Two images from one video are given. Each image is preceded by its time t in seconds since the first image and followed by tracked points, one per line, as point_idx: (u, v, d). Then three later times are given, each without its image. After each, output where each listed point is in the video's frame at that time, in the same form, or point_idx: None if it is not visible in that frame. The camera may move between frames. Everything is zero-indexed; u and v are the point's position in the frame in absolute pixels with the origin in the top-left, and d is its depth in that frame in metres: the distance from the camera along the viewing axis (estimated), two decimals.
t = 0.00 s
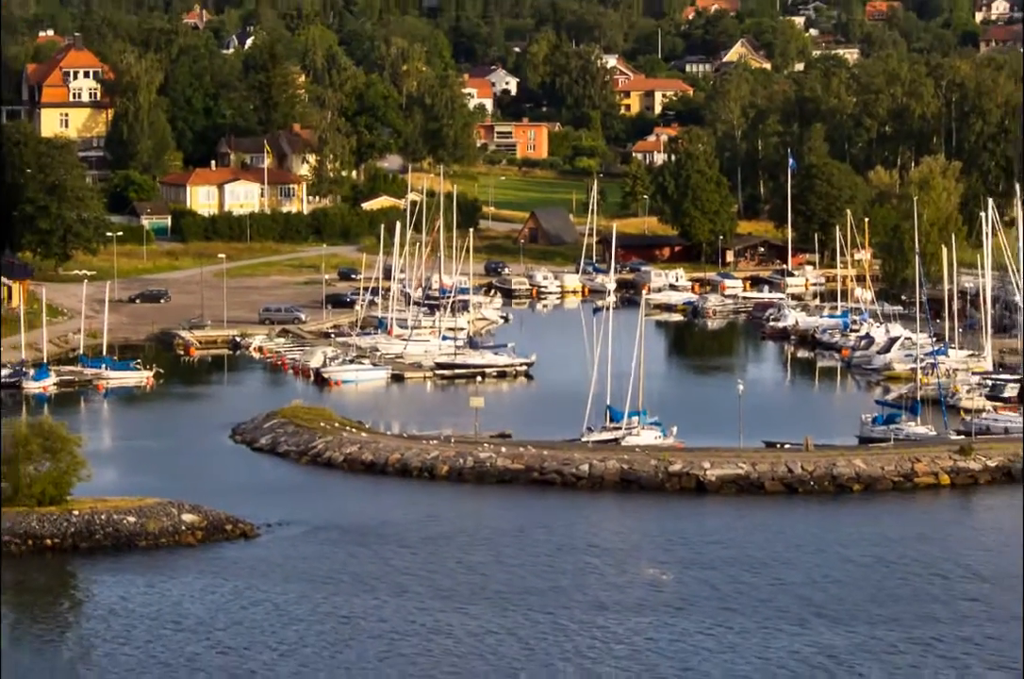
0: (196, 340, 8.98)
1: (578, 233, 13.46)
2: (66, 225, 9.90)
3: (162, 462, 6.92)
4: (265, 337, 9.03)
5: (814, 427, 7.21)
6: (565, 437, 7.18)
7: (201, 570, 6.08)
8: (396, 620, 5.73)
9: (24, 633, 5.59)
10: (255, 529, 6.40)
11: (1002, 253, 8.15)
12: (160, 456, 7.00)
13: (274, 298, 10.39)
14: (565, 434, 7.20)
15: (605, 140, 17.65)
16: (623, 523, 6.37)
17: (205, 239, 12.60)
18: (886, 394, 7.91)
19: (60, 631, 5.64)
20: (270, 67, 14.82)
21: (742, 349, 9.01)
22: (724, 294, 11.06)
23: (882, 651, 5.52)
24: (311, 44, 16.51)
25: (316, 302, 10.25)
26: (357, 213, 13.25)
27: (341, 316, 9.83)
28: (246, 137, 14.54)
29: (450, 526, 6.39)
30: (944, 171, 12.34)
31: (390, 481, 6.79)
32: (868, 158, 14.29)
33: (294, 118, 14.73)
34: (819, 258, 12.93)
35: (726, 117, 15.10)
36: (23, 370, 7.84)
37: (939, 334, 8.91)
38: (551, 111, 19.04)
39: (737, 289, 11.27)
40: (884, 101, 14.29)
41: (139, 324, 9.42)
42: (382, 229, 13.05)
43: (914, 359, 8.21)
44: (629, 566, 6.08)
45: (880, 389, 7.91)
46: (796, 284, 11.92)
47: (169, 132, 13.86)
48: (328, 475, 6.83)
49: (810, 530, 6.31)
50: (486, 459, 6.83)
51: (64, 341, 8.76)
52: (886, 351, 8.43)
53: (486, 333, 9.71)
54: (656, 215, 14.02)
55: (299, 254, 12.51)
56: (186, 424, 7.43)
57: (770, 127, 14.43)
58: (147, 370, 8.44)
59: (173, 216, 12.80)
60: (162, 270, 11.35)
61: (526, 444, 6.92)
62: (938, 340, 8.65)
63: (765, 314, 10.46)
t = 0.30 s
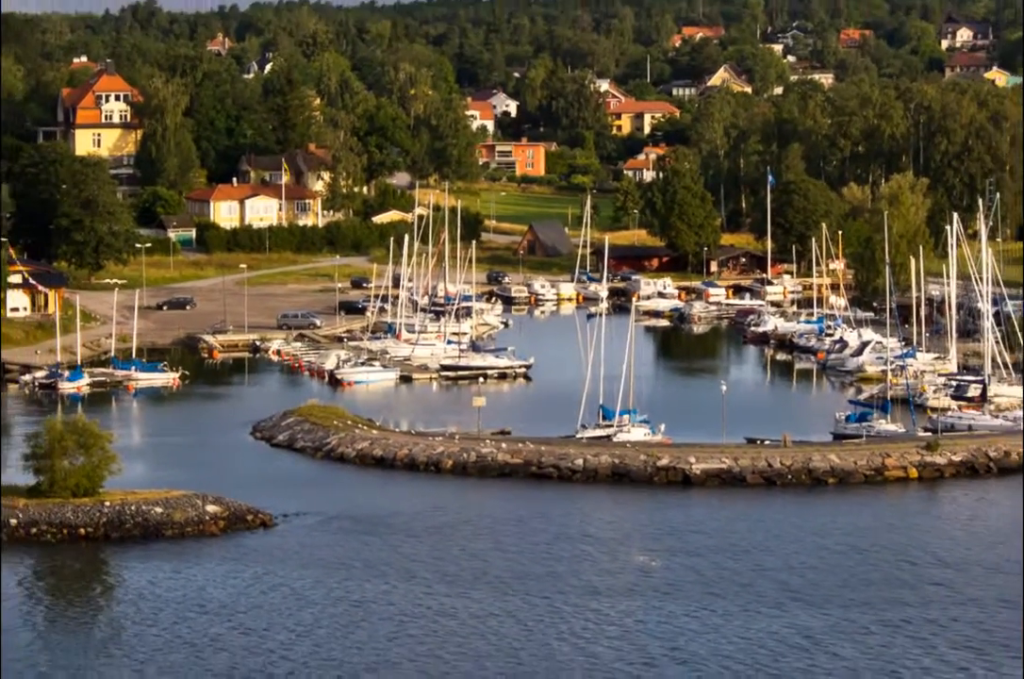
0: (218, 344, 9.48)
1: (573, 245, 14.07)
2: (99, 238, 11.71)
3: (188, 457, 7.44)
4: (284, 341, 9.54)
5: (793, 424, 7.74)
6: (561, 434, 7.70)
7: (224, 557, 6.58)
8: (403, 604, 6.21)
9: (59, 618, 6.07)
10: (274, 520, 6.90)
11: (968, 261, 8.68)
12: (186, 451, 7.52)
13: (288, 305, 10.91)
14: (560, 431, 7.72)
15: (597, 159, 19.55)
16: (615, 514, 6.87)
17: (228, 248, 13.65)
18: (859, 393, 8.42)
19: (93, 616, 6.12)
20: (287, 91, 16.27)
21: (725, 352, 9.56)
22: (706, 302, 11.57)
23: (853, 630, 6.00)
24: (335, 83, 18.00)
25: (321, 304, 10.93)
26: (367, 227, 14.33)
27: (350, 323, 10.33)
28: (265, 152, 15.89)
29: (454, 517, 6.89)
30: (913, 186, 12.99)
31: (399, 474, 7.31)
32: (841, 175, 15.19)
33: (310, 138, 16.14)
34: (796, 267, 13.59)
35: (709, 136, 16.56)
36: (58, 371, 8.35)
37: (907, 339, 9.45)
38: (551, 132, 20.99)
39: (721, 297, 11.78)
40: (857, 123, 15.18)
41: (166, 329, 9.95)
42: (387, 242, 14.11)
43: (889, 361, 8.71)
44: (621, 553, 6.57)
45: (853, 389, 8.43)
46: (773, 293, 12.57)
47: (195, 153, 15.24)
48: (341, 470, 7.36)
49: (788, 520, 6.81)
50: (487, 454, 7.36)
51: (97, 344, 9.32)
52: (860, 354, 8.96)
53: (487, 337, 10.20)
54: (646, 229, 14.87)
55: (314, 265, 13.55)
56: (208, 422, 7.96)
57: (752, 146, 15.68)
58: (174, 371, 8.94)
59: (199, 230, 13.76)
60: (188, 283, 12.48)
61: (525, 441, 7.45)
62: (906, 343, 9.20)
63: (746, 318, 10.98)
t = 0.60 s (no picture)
0: (237, 347, 9.98)
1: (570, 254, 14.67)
2: (128, 248, 12.58)
3: (210, 453, 7.96)
4: (300, 345, 10.05)
5: (773, 421, 8.27)
6: (557, 431, 8.22)
7: (243, 546, 7.07)
8: (410, 590, 6.70)
9: (90, 603, 6.56)
10: (290, 511, 7.40)
11: (936, 269, 9.24)
12: (208, 447, 8.03)
13: (300, 311, 11.42)
14: (556, 428, 8.23)
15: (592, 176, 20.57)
16: (608, 506, 7.37)
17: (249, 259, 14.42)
18: (835, 393, 8.96)
19: (121, 600, 6.61)
20: (303, 111, 17.27)
21: (710, 354, 10.09)
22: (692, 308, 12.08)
23: (829, 614, 6.48)
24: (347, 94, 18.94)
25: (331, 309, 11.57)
26: (376, 238, 15.19)
27: (360, 327, 10.85)
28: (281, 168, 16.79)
29: (457, 508, 7.39)
30: (886, 201, 13.72)
31: (406, 468, 7.83)
32: (818, 191, 16.11)
33: (324, 155, 17.01)
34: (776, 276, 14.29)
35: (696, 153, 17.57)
36: (88, 373, 8.89)
37: (880, 343, 10.02)
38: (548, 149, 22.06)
39: (707, 305, 12.29)
40: (833, 141, 15.92)
41: (188, 334, 10.47)
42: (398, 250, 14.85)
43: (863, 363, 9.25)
44: (614, 542, 7.05)
45: (829, 389, 8.96)
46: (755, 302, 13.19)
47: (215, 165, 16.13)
48: (353, 465, 7.89)
49: (770, 511, 7.31)
50: (488, 448, 7.88)
51: (124, 347, 9.89)
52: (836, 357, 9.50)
53: (489, 341, 10.70)
54: (638, 239, 15.53)
55: (330, 273, 14.32)
56: (228, 420, 8.49)
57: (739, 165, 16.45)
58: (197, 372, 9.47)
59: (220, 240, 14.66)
60: (210, 289, 13.32)
61: (524, 437, 7.97)
62: (879, 346, 9.76)
63: (730, 322, 11.51)
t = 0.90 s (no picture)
0: (255, 351, 10.53)
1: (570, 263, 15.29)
2: (152, 259, 13.34)
3: (229, 450, 8.47)
4: (313, 348, 10.58)
5: (757, 419, 8.81)
6: (555, 428, 8.74)
7: (261, 537, 7.56)
8: (417, 577, 7.19)
9: (117, 589, 7.05)
10: (305, 503, 7.90)
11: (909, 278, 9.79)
12: (226, 444, 8.55)
13: (309, 319, 11.91)
14: (554, 425, 8.75)
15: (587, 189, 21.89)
16: (602, 500, 7.87)
17: (266, 266, 15.48)
18: (815, 394, 9.49)
19: (147, 585, 7.10)
20: (317, 131, 18.49)
21: (697, 357, 10.64)
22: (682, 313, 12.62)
23: (807, 600, 6.96)
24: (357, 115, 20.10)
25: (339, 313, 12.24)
26: (386, 248, 16.19)
27: (369, 332, 11.39)
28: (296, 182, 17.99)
29: (461, 501, 7.89)
30: (861, 214, 14.53)
31: (413, 463, 8.36)
32: (799, 203, 17.11)
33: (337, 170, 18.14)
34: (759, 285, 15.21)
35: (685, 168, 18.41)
36: (116, 374, 9.50)
37: (857, 346, 10.59)
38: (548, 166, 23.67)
39: (695, 311, 12.84)
40: (812, 158, 17.12)
41: (206, 340, 11.01)
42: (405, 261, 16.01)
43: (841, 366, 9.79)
44: (607, 533, 7.55)
45: (809, 390, 9.50)
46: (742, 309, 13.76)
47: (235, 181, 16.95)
48: (364, 460, 8.41)
49: (753, 504, 7.81)
50: (489, 445, 8.41)
51: (150, 350, 10.55)
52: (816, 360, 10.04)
53: (491, 344, 11.22)
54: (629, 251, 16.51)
55: (341, 281, 15.27)
56: (244, 420, 9.01)
57: (721, 178, 17.60)
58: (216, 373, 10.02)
59: (239, 250, 15.59)
60: (227, 296, 14.13)
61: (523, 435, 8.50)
62: (856, 349, 10.32)
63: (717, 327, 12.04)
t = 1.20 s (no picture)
0: (271, 353, 11.13)
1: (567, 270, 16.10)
2: (173, 267, 14.28)
3: (247, 447, 8.99)
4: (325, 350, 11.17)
5: (742, 418, 9.37)
6: (552, 426, 9.29)
7: (276, 528, 8.06)
8: (423, 566, 7.68)
9: (141, 577, 7.53)
10: (317, 496, 8.41)
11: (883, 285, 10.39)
12: (243, 441, 9.07)
13: (308, 326, 12.39)
14: (551, 423, 9.29)
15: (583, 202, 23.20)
16: (597, 494, 8.39)
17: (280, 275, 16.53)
18: (797, 393, 10.04)
19: (169, 572, 7.59)
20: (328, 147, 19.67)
21: (686, 359, 11.21)
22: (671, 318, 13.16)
23: (788, 587, 7.44)
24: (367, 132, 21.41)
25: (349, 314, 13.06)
26: (394, 257, 17.26)
27: (375, 336, 11.92)
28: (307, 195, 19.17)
29: (464, 495, 8.40)
30: (841, 226, 15.30)
31: (419, 459, 8.89)
32: (782, 214, 18.43)
33: (347, 183, 19.23)
34: (744, 290, 16.07)
35: (674, 182, 19.59)
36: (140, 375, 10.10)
37: (835, 349, 11.19)
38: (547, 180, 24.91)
39: (684, 315, 13.36)
40: (794, 172, 18.41)
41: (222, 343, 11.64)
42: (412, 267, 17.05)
43: (821, 368, 10.37)
44: (602, 525, 8.05)
45: (791, 390, 10.06)
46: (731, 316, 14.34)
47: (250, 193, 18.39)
48: (373, 456, 8.94)
49: (739, 497, 8.32)
50: (491, 442, 8.96)
51: (171, 353, 11.14)
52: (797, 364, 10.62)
53: (492, 347, 11.73)
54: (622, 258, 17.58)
55: (351, 287, 16.25)
56: (260, 419, 9.54)
57: (709, 192, 18.80)
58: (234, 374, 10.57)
59: (255, 259, 16.62)
60: (245, 301, 15.05)
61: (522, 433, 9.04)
62: (834, 352, 10.90)
63: (705, 330, 12.59)
